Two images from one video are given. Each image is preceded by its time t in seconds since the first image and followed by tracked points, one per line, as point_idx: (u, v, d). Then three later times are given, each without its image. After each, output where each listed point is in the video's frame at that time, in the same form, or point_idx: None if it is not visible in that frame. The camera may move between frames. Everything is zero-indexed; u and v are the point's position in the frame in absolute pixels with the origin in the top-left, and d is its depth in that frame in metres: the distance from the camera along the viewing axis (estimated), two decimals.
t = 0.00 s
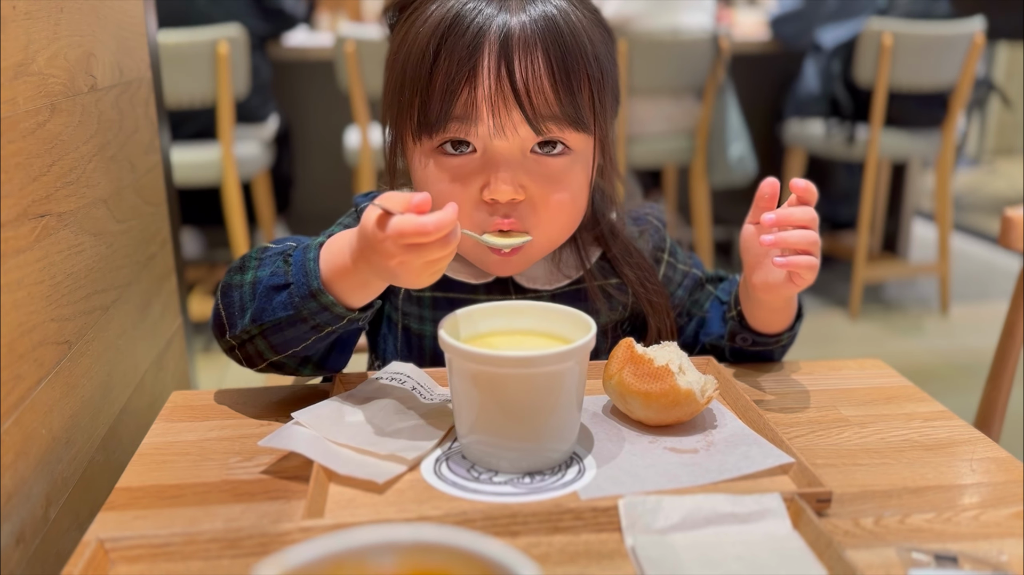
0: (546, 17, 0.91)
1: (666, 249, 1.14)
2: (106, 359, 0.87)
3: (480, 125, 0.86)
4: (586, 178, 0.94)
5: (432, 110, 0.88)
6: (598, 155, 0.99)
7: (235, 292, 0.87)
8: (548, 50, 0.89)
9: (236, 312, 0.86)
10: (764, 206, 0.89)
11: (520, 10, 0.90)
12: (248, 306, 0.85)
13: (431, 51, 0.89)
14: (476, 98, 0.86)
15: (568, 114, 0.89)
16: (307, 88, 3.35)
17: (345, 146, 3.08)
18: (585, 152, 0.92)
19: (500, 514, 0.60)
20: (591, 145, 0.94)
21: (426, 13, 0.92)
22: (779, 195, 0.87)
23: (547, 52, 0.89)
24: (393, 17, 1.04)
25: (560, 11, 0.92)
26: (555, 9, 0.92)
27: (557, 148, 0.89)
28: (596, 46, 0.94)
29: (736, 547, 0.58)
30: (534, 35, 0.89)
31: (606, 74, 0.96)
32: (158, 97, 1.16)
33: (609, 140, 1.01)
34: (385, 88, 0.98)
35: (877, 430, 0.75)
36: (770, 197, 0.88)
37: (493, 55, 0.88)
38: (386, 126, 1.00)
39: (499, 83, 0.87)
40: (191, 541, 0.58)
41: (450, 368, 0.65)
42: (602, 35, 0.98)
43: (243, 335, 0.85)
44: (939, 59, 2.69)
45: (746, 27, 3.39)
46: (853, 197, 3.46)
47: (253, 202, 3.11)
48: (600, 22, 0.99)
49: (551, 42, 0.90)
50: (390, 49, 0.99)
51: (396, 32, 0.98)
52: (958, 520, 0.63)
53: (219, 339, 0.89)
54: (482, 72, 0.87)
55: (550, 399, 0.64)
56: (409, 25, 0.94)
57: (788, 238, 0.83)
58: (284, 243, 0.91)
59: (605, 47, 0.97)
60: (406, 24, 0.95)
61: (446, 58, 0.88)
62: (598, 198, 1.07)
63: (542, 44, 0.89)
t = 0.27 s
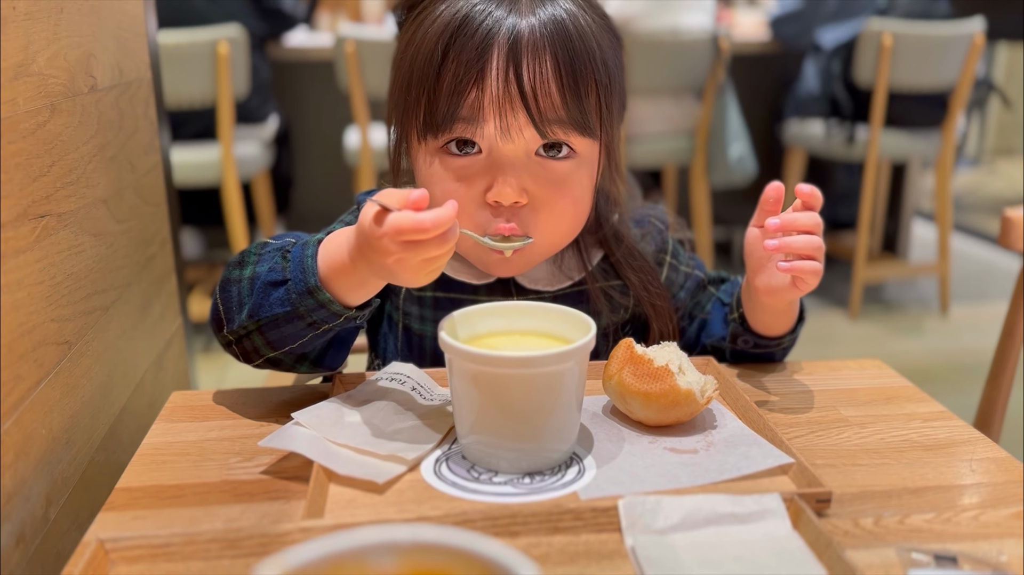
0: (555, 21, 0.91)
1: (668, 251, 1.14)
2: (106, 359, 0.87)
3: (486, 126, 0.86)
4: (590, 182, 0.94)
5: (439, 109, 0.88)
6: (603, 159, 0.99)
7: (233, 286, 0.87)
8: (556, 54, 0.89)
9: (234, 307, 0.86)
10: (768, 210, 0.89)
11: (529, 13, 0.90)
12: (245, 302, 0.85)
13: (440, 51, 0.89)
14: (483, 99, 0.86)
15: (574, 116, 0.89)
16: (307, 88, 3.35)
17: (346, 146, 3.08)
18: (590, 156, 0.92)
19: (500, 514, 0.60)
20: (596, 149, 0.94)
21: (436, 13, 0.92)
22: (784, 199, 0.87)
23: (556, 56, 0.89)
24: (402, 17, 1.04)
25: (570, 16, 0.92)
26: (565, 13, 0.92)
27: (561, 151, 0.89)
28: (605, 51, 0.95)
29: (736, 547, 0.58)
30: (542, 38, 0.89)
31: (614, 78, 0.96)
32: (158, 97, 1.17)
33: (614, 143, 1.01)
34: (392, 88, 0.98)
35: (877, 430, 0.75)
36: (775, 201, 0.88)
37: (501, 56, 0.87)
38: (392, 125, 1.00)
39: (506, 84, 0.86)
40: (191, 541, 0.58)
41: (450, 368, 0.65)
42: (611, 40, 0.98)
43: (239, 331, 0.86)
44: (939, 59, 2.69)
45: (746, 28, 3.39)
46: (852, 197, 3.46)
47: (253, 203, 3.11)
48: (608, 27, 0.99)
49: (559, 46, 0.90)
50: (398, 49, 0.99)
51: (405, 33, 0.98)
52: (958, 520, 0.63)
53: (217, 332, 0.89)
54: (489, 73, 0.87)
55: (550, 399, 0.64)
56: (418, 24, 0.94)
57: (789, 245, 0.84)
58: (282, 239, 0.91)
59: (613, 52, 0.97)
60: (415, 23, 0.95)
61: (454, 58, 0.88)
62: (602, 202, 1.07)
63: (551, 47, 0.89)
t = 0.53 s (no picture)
0: (564, 24, 0.91)
1: (669, 252, 1.14)
2: (106, 360, 0.87)
3: (493, 126, 0.86)
4: (594, 185, 0.94)
5: (446, 108, 0.88)
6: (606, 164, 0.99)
7: (229, 285, 0.87)
8: (565, 57, 0.89)
9: (230, 305, 0.86)
10: (771, 211, 0.89)
11: (538, 15, 0.91)
12: (241, 300, 0.85)
13: (448, 50, 0.89)
14: (491, 99, 0.86)
15: (579, 118, 0.89)
16: (308, 89, 3.36)
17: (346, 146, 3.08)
18: (595, 159, 0.92)
19: (500, 515, 0.60)
20: (601, 152, 0.94)
21: (443, 13, 0.92)
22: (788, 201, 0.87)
23: (564, 58, 0.89)
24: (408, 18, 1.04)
25: (579, 20, 0.93)
26: (574, 17, 0.92)
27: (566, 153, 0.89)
28: (611, 56, 0.95)
29: (737, 548, 0.58)
30: (551, 40, 0.89)
31: (619, 83, 0.97)
32: (158, 98, 1.16)
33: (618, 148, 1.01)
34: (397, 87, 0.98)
35: (877, 431, 0.75)
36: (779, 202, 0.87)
37: (510, 57, 0.88)
38: (396, 126, 1.00)
39: (514, 85, 0.86)
40: (191, 543, 0.58)
41: (450, 369, 0.65)
42: (618, 46, 0.98)
43: (236, 329, 0.86)
44: (939, 59, 2.69)
45: (746, 28, 3.39)
46: (852, 197, 3.46)
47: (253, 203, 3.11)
48: (615, 32, 0.99)
49: (568, 49, 0.90)
50: (404, 48, 0.99)
51: (411, 33, 0.98)
52: (958, 521, 0.63)
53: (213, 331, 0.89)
54: (498, 73, 0.87)
55: (551, 400, 0.64)
56: (425, 25, 0.94)
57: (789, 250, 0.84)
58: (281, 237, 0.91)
59: (620, 57, 0.98)
60: (422, 23, 0.95)
61: (462, 57, 0.88)
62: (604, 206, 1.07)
63: (559, 49, 0.89)
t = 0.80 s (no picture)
0: (575, 21, 0.91)
1: (670, 252, 1.14)
2: (106, 360, 0.87)
3: (504, 120, 0.86)
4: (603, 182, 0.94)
5: (456, 103, 0.88)
6: (613, 162, 0.99)
7: (226, 285, 0.86)
8: (576, 53, 0.90)
9: (225, 306, 0.86)
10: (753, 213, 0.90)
11: (549, 11, 0.91)
12: (235, 301, 0.84)
13: (458, 46, 0.89)
14: (502, 93, 0.86)
15: (590, 114, 0.89)
16: (308, 89, 3.36)
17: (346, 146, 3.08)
18: (604, 155, 0.92)
19: (500, 516, 0.60)
20: (609, 149, 0.94)
21: (451, 10, 0.93)
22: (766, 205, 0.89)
23: (575, 54, 0.89)
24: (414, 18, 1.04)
25: (588, 18, 0.93)
26: (583, 15, 0.93)
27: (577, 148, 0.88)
28: (619, 54, 0.95)
29: (736, 548, 0.58)
30: (562, 36, 0.89)
31: (627, 80, 0.97)
32: (158, 99, 1.16)
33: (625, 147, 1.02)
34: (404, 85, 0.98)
35: (877, 431, 0.75)
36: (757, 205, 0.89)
37: (522, 51, 0.88)
38: (402, 124, 1.00)
39: (526, 80, 0.87)
40: (191, 543, 0.58)
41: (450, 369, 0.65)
42: (625, 44, 0.99)
43: (229, 331, 0.85)
44: (938, 59, 2.69)
45: (746, 28, 3.39)
46: (852, 198, 3.46)
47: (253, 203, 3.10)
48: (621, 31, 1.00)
49: (579, 45, 0.90)
50: (410, 47, 0.99)
51: (418, 31, 0.98)
52: (958, 521, 0.63)
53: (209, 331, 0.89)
54: (509, 68, 0.87)
55: (551, 400, 0.64)
56: (434, 22, 0.94)
57: (765, 241, 0.86)
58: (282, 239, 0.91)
59: (626, 55, 0.98)
60: (430, 21, 0.95)
61: (473, 52, 0.88)
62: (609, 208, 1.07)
63: (570, 45, 0.89)
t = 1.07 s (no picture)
0: (571, 24, 0.91)
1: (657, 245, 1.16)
2: (107, 361, 0.87)
3: (507, 129, 0.85)
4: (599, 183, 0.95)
5: (458, 110, 0.88)
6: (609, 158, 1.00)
7: (237, 300, 0.86)
8: (575, 60, 0.90)
9: (236, 320, 0.86)
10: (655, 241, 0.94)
11: (546, 16, 0.91)
12: (248, 318, 0.84)
13: (459, 53, 0.89)
14: (504, 102, 0.86)
15: (588, 119, 0.90)
16: (308, 90, 3.36)
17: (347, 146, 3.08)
18: (600, 158, 0.93)
19: (500, 515, 0.60)
20: (605, 150, 0.94)
21: (452, 13, 0.91)
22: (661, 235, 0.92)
23: (574, 60, 0.90)
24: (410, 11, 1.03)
25: (587, 22, 0.93)
26: (581, 19, 0.92)
27: (577, 154, 0.89)
28: (614, 56, 0.96)
29: (736, 548, 0.58)
30: (561, 42, 0.89)
31: (621, 79, 0.97)
32: (158, 99, 1.17)
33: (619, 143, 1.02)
34: (403, 83, 0.97)
35: (877, 431, 0.75)
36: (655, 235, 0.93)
37: (523, 59, 0.88)
38: (403, 122, 1.00)
39: (527, 88, 0.86)
40: (192, 542, 0.58)
41: (451, 370, 0.65)
42: (618, 44, 0.99)
43: (239, 346, 0.84)
44: (939, 59, 2.69)
45: (746, 29, 3.40)
46: (852, 198, 3.46)
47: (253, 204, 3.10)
48: (615, 30, 1.00)
49: (576, 49, 0.90)
50: (408, 45, 0.98)
51: (416, 30, 0.97)
52: (958, 521, 0.63)
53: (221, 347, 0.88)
54: (510, 77, 0.87)
55: (551, 399, 0.64)
56: (432, 24, 0.93)
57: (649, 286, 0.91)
58: (298, 255, 0.91)
59: (620, 55, 0.99)
60: (429, 22, 0.94)
61: (474, 60, 0.88)
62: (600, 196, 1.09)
63: (569, 51, 0.89)
